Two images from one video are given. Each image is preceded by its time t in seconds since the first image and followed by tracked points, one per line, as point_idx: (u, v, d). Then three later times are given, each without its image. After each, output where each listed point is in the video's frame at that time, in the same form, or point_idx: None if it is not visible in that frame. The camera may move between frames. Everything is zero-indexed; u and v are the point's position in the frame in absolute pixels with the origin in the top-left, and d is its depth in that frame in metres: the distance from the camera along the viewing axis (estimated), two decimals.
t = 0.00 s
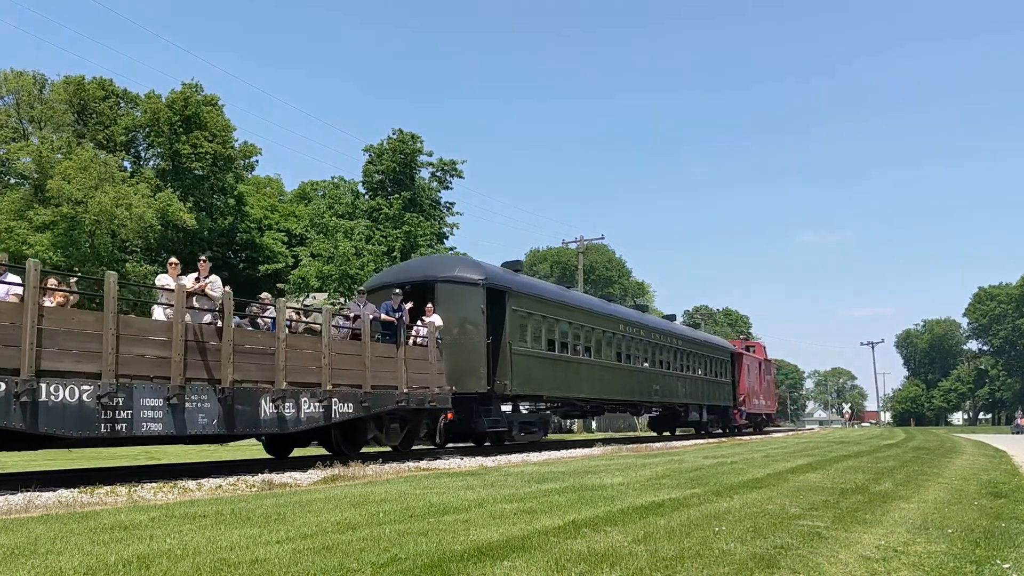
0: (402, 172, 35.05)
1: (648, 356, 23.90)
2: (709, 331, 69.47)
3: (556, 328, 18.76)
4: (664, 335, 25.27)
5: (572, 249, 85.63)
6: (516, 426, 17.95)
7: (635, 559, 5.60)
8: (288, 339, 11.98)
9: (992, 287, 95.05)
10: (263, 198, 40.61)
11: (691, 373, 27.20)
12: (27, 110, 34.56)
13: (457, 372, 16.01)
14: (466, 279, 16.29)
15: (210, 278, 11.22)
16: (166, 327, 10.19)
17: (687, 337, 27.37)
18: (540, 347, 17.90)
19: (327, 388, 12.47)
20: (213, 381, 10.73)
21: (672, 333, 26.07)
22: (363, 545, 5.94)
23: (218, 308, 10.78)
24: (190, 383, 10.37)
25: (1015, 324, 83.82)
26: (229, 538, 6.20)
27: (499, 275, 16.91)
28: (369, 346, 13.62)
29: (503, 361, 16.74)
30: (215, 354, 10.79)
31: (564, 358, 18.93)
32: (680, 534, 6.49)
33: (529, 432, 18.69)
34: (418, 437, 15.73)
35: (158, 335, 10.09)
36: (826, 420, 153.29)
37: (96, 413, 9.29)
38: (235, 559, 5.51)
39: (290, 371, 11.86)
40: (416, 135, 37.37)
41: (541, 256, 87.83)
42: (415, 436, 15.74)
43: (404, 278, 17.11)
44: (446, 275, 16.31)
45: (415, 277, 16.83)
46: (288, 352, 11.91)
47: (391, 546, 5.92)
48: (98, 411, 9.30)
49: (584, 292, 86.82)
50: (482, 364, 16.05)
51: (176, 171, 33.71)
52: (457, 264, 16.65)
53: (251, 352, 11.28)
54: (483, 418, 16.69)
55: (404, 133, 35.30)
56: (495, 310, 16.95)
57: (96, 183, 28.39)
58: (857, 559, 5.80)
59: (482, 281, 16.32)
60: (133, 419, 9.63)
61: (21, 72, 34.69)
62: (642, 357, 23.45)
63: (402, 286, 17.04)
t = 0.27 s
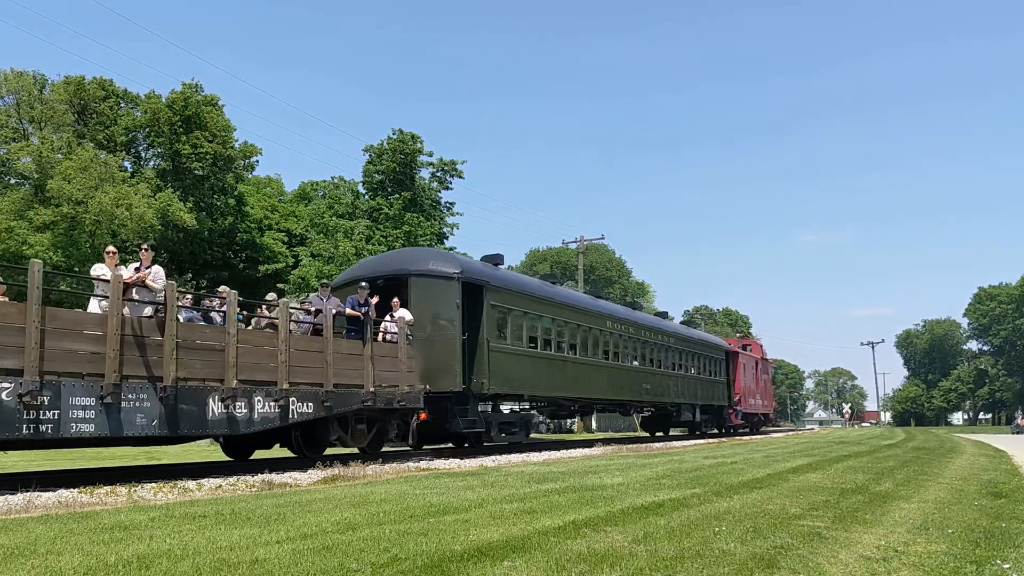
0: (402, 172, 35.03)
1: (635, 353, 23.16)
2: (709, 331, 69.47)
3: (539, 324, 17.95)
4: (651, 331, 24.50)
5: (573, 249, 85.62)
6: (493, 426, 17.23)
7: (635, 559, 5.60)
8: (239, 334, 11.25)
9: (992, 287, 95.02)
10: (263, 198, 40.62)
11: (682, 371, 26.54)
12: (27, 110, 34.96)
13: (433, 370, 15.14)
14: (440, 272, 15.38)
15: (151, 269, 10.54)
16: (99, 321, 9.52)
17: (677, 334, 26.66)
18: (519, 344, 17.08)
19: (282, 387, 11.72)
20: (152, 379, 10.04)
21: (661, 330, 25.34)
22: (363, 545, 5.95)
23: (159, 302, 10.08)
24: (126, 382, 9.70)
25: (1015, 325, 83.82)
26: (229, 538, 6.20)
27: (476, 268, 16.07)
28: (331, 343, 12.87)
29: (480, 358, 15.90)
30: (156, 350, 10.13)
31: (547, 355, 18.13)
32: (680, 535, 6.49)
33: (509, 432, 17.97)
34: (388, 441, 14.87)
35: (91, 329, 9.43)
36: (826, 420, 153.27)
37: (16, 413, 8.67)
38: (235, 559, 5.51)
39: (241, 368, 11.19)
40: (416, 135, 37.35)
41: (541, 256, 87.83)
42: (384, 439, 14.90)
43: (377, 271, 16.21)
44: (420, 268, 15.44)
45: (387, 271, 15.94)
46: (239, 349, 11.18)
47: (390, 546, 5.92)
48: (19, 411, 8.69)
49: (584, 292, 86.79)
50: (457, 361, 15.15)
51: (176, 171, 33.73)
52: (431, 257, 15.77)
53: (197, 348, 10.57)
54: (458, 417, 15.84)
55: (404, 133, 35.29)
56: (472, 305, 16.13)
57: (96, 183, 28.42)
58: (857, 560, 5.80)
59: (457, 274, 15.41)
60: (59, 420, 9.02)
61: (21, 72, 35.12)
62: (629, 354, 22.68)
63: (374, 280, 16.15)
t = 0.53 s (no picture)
0: (402, 172, 35.03)
1: (624, 351, 22.55)
2: (709, 331, 69.41)
3: (519, 321, 17.35)
4: (641, 328, 23.91)
5: (573, 249, 85.65)
6: (470, 426, 16.50)
7: (635, 559, 5.60)
8: (182, 329, 10.57)
9: (992, 288, 95.03)
10: (263, 198, 40.64)
11: (672, 370, 25.98)
12: (27, 109, 35.05)
13: (405, 368, 14.39)
14: (412, 266, 14.70)
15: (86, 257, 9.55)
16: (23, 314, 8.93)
17: (669, 332, 26.07)
18: (497, 341, 16.45)
19: (233, 384, 11.08)
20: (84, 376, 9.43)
21: (651, 327, 24.74)
22: (363, 545, 5.95)
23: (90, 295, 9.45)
24: (52, 380, 9.10)
25: (1015, 325, 83.83)
26: (229, 538, 6.20)
27: (451, 262, 15.37)
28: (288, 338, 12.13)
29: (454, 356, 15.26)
30: (88, 346, 9.49)
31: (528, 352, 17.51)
32: (680, 535, 6.49)
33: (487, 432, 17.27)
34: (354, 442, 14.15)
35: (15, 323, 8.86)
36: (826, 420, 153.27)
37: None
38: (235, 559, 5.51)
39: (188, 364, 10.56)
40: (416, 135, 37.35)
41: (541, 256, 87.82)
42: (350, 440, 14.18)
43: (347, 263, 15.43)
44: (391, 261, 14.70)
45: (358, 263, 15.18)
46: (183, 345, 10.54)
47: (390, 546, 5.93)
48: None
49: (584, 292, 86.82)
50: (430, 358, 14.43)
51: (176, 171, 33.75)
52: (403, 249, 15.03)
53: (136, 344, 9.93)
54: (431, 418, 15.07)
55: (404, 133, 35.30)
56: (446, 300, 15.46)
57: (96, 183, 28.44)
58: (857, 560, 5.80)
59: (430, 267, 14.74)
60: None
61: (21, 72, 35.25)
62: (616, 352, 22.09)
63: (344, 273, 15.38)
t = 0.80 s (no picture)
0: (402, 172, 35.02)
1: (612, 349, 21.99)
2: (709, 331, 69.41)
3: (497, 317, 16.79)
4: (630, 325, 23.32)
5: (573, 249, 85.66)
6: (443, 427, 15.88)
7: (635, 559, 5.60)
8: (119, 325, 9.63)
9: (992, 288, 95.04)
10: (263, 198, 40.65)
11: (665, 369, 25.40)
12: (27, 109, 35.08)
13: (373, 366, 13.73)
14: (380, 258, 14.07)
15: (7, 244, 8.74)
16: None
17: (661, 330, 25.48)
18: (473, 337, 15.89)
19: (176, 383, 10.23)
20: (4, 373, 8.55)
21: (641, 324, 24.16)
22: (363, 545, 5.95)
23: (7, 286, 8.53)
24: None
25: (1015, 325, 83.86)
26: (229, 538, 6.20)
27: (422, 255, 14.75)
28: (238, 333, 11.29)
29: (425, 353, 14.70)
30: (10, 341, 8.60)
31: (506, 349, 16.94)
32: (680, 535, 6.49)
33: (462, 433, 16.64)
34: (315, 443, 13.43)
35: None
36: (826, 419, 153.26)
37: None
38: (235, 559, 5.51)
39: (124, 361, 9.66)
40: (416, 135, 37.34)
41: (541, 256, 87.81)
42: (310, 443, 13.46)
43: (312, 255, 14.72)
44: (358, 254, 14.05)
45: (323, 256, 14.49)
46: (119, 340, 9.61)
47: (390, 546, 5.92)
48: None
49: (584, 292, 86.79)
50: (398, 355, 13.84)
51: (176, 171, 33.75)
52: (372, 241, 14.37)
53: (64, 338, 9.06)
54: (399, 419, 14.37)
55: (405, 133, 35.31)
56: (417, 295, 14.87)
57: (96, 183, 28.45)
58: (858, 560, 5.80)
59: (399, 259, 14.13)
60: None
61: (21, 72, 35.31)
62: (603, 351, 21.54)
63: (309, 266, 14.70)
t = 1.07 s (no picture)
0: (402, 172, 35.02)
1: (598, 346, 21.27)
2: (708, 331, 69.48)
3: (474, 312, 16.03)
4: (617, 321, 22.60)
5: (573, 249, 85.69)
6: (416, 428, 15.12)
7: (635, 559, 5.60)
8: (44, 317, 8.87)
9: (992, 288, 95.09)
10: (263, 198, 40.67)
11: (654, 367, 24.73)
12: (28, 109, 35.12)
13: (339, 364, 12.86)
14: (345, 250, 13.18)
15: None
16: None
17: (649, 326, 24.78)
18: (448, 333, 15.13)
19: (111, 381, 9.40)
20: None
21: (629, 320, 23.45)
22: (363, 545, 5.95)
23: None
24: None
25: (1015, 325, 83.92)
26: (229, 538, 6.20)
27: (391, 246, 13.93)
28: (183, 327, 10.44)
29: (396, 350, 13.91)
30: None
31: (484, 346, 16.19)
32: (680, 535, 6.50)
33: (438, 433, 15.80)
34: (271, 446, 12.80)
35: None
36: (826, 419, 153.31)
37: None
38: (235, 559, 5.51)
39: (50, 358, 8.89)
40: (416, 136, 37.30)
41: (541, 256, 87.83)
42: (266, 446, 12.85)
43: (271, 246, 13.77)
44: (320, 245, 13.14)
45: (282, 247, 13.53)
46: (44, 333, 8.85)
47: (391, 546, 5.92)
48: None
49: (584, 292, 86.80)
50: (365, 353, 13.02)
51: (177, 171, 33.76)
52: (336, 230, 13.47)
53: None
54: (365, 419, 13.44)
55: (405, 133, 35.31)
56: (387, 288, 14.10)
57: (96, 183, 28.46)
58: (858, 560, 5.80)
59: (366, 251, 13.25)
60: None
61: (22, 72, 35.32)
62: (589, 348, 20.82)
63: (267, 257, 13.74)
